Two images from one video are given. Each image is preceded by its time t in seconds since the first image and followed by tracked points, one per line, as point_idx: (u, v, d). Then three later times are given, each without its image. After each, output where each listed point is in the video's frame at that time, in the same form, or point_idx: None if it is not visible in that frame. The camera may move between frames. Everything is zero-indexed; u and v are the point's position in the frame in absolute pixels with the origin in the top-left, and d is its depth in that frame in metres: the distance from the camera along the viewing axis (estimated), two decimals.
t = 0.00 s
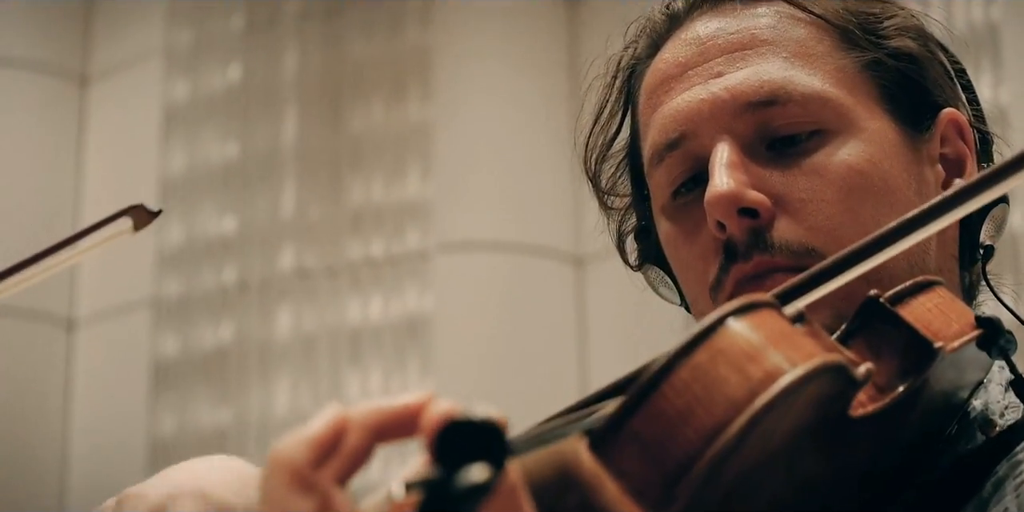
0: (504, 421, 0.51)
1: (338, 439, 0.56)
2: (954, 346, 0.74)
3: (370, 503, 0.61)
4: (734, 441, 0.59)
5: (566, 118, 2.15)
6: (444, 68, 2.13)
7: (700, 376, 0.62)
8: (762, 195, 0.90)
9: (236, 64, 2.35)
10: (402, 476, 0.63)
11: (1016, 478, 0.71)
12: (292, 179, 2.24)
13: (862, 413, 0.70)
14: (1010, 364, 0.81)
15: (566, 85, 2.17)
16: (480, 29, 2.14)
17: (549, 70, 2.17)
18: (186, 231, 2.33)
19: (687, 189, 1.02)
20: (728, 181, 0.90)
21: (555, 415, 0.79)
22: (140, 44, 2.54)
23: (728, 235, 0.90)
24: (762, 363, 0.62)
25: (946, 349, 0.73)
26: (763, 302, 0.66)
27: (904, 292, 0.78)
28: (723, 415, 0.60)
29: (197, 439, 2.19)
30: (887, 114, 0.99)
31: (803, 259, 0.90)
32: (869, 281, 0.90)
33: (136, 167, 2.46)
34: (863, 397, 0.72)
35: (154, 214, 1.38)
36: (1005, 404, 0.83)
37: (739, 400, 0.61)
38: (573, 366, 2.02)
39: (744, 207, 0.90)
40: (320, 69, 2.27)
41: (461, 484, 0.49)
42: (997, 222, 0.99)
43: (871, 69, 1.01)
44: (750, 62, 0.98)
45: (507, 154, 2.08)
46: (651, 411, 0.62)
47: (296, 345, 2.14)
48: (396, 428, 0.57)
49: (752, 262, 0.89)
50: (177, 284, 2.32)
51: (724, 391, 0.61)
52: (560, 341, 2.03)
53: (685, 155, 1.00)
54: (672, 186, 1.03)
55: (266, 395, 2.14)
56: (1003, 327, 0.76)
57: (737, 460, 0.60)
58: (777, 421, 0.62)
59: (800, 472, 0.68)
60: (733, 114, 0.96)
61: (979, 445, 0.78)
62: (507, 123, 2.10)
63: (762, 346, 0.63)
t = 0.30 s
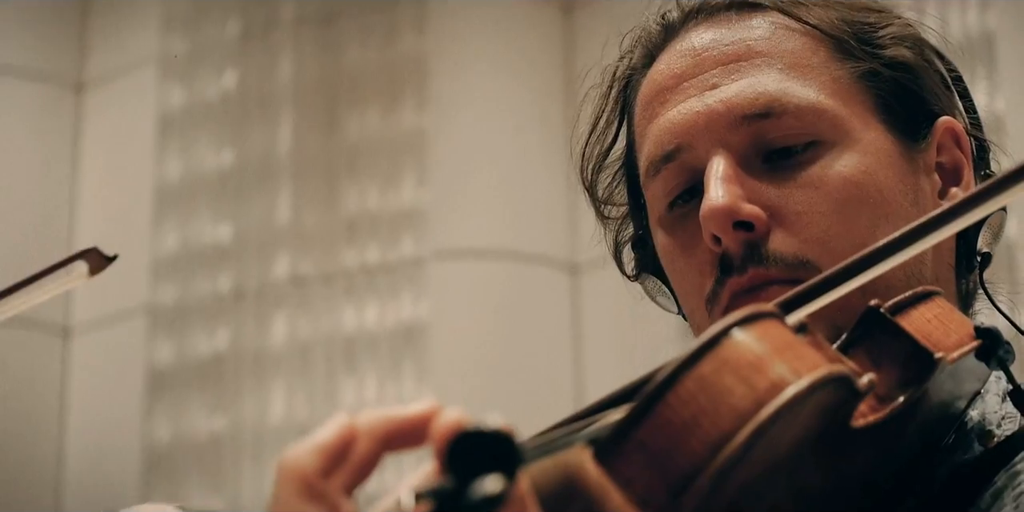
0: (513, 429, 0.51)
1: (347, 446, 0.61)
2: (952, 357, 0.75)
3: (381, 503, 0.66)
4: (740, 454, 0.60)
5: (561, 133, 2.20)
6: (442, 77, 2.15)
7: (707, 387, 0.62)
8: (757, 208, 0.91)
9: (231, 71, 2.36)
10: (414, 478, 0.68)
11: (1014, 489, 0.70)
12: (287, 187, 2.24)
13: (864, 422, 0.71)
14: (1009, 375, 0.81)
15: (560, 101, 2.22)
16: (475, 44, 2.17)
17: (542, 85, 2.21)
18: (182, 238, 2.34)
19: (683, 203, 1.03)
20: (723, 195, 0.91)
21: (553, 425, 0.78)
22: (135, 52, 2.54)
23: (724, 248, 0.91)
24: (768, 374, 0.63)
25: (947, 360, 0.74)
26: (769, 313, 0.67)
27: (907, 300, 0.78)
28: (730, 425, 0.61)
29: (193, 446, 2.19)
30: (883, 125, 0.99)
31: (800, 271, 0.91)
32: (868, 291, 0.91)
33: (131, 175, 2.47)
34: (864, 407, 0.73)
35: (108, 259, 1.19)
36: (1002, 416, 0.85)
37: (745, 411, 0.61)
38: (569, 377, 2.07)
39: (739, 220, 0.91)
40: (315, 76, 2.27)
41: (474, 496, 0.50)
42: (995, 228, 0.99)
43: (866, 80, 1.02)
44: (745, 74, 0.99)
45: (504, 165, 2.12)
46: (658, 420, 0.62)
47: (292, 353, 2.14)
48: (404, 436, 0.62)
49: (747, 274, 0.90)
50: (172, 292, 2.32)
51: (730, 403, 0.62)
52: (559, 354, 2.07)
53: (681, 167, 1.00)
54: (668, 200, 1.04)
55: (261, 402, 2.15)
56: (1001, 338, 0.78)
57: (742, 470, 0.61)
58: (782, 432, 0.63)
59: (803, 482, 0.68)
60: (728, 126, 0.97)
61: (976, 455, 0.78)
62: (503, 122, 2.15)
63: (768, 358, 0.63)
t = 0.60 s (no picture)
0: (517, 425, 0.52)
1: (352, 444, 0.63)
2: (947, 360, 0.73)
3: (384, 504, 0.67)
4: (739, 455, 0.60)
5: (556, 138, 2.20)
6: (435, 79, 2.14)
7: (706, 388, 0.63)
8: (747, 213, 0.91)
9: (224, 74, 2.35)
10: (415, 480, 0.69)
11: (1008, 493, 0.69)
12: (280, 191, 2.24)
13: (859, 425, 0.70)
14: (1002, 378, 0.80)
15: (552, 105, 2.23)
16: (467, 46, 2.16)
17: (537, 89, 2.22)
18: (175, 242, 2.34)
19: (670, 194, 1.04)
20: (712, 199, 0.91)
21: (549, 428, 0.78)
22: (128, 55, 2.53)
23: (715, 252, 0.91)
24: (769, 376, 0.63)
25: (941, 363, 0.72)
26: (768, 314, 0.67)
27: (899, 303, 0.77)
28: (730, 427, 0.61)
29: (185, 450, 2.19)
30: (878, 129, 0.98)
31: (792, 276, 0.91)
32: (861, 296, 0.90)
33: (125, 178, 2.46)
34: (860, 409, 0.72)
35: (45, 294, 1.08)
36: (994, 420, 0.82)
37: (744, 413, 0.61)
38: (562, 378, 2.07)
39: (729, 225, 0.91)
40: (308, 80, 2.27)
41: (483, 494, 0.50)
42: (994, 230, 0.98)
43: (861, 81, 1.01)
44: (738, 77, 0.99)
45: (498, 171, 2.12)
46: (658, 421, 0.63)
47: (284, 357, 2.14)
48: (408, 435, 0.63)
49: (737, 279, 0.90)
50: (165, 295, 2.32)
51: (729, 404, 0.62)
52: (552, 354, 2.08)
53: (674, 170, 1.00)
54: (658, 191, 1.05)
55: (254, 406, 2.15)
56: (997, 341, 0.75)
57: (741, 472, 0.61)
58: (781, 434, 0.63)
59: (798, 485, 0.68)
60: (721, 129, 0.97)
61: (970, 458, 0.76)
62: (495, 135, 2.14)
63: (766, 359, 0.63)
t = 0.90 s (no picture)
0: (519, 424, 0.52)
1: (350, 443, 0.62)
2: (941, 363, 0.72)
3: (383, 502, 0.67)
4: (737, 456, 0.60)
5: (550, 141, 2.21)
6: (429, 85, 2.15)
7: (703, 389, 0.63)
8: (739, 216, 0.91)
9: (217, 77, 2.35)
10: (413, 478, 0.69)
11: (999, 497, 0.69)
12: (272, 194, 2.23)
13: (852, 428, 0.68)
14: (994, 382, 0.79)
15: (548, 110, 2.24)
16: (465, 51, 2.18)
17: (531, 93, 2.23)
18: (166, 244, 2.33)
19: (664, 196, 1.04)
20: (705, 202, 0.92)
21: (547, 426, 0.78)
22: (121, 58, 2.53)
23: (707, 255, 0.92)
24: (764, 378, 0.63)
25: (934, 366, 0.71)
26: (763, 315, 0.67)
27: (890, 306, 0.75)
28: (726, 428, 0.62)
29: (176, 452, 2.19)
30: (873, 132, 0.98)
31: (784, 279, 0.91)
32: (854, 299, 0.90)
33: (117, 181, 2.46)
34: (854, 412, 0.70)
35: None
36: (985, 424, 0.81)
37: (741, 414, 0.62)
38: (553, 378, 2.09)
39: (721, 228, 0.91)
40: (300, 84, 2.27)
41: (485, 493, 0.51)
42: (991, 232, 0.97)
43: (855, 85, 1.01)
44: (732, 80, 0.99)
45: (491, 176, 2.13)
46: (654, 422, 0.63)
47: (276, 360, 2.14)
48: (405, 434, 0.63)
49: (729, 281, 0.90)
50: (156, 297, 2.32)
51: (725, 406, 0.62)
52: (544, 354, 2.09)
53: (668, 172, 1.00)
54: (652, 192, 1.05)
55: (245, 409, 2.14)
56: (989, 346, 0.74)
57: (738, 473, 0.62)
58: (776, 436, 0.63)
59: (795, 487, 0.68)
60: (714, 131, 0.97)
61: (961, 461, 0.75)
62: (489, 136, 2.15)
63: (762, 361, 0.64)
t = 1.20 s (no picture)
0: (513, 420, 0.52)
1: (340, 440, 0.62)
2: (932, 364, 0.71)
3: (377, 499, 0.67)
4: (729, 455, 0.60)
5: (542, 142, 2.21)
6: (420, 86, 2.15)
7: (696, 387, 0.63)
8: (731, 216, 0.91)
9: (208, 78, 2.35)
10: (406, 475, 0.69)
11: (991, 498, 0.69)
12: (263, 195, 2.23)
13: (845, 428, 0.68)
14: (986, 384, 0.79)
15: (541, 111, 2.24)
16: (458, 52, 2.18)
17: (524, 93, 2.23)
18: (158, 245, 2.33)
19: (655, 196, 1.04)
20: (696, 201, 0.92)
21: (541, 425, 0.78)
22: (112, 59, 2.52)
23: (699, 255, 0.92)
24: (757, 377, 0.63)
25: (925, 367, 0.70)
26: (756, 314, 0.66)
27: (883, 308, 0.75)
28: (719, 427, 0.61)
29: (167, 452, 2.18)
30: (864, 133, 0.98)
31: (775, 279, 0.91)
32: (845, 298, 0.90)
33: (109, 182, 2.45)
34: (846, 411, 0.70)
35: None
36: (975, 425, 0.80)
37: (735, 413, 0.61)
38: (543, 378, 2.09)
39: (713, 228, 0.91)
40: (292, 86, 2.26)
41: (481, 490, 0.51)
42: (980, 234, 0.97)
43: (847, 86, 1.01)
44: (725, 80, 0.99)
45: (483, 176, 2.13)
46: (647, 421, 0.63)
47: (267, 360, 2.13)
48: (399, 430, 0.63)
49: (720, 281, 0.90)
50: (148, 298, 2.31)
51: (718, 405, 0.62)
52: (535, 355, 2.09)
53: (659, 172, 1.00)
54: (643, 192, 1.05)
55: (236, 410, 2.13)
56: (980, 347, 0.73)
57: (730, 472, 0.61)
58: (768, 436, 0.62)
59: (784, 487, 0.67)
60: (706, 131, 0.97)
61: (951, 464, 0.74)
62: (479, 139, 2.15)
63: (755, 360, 0.63)
